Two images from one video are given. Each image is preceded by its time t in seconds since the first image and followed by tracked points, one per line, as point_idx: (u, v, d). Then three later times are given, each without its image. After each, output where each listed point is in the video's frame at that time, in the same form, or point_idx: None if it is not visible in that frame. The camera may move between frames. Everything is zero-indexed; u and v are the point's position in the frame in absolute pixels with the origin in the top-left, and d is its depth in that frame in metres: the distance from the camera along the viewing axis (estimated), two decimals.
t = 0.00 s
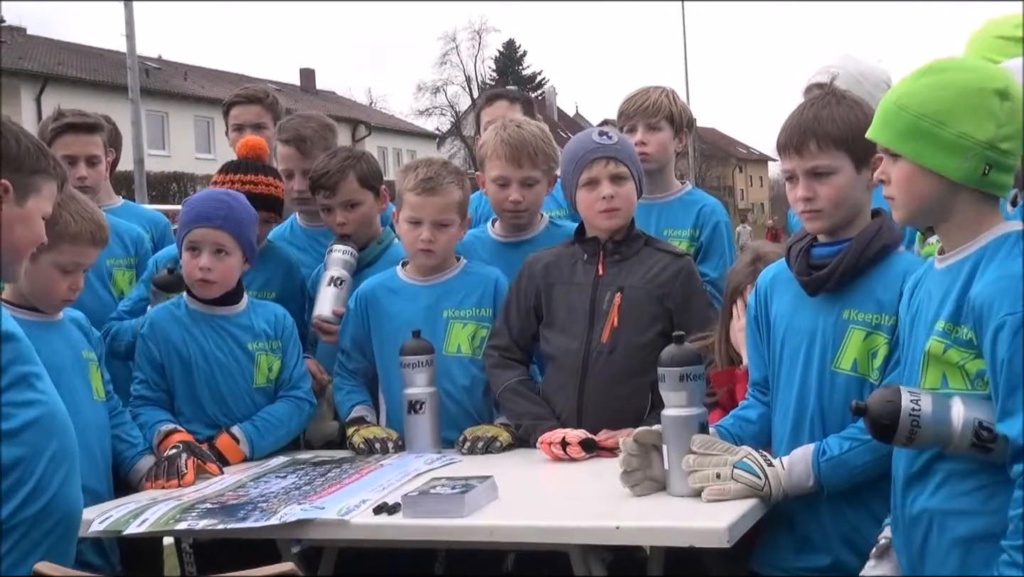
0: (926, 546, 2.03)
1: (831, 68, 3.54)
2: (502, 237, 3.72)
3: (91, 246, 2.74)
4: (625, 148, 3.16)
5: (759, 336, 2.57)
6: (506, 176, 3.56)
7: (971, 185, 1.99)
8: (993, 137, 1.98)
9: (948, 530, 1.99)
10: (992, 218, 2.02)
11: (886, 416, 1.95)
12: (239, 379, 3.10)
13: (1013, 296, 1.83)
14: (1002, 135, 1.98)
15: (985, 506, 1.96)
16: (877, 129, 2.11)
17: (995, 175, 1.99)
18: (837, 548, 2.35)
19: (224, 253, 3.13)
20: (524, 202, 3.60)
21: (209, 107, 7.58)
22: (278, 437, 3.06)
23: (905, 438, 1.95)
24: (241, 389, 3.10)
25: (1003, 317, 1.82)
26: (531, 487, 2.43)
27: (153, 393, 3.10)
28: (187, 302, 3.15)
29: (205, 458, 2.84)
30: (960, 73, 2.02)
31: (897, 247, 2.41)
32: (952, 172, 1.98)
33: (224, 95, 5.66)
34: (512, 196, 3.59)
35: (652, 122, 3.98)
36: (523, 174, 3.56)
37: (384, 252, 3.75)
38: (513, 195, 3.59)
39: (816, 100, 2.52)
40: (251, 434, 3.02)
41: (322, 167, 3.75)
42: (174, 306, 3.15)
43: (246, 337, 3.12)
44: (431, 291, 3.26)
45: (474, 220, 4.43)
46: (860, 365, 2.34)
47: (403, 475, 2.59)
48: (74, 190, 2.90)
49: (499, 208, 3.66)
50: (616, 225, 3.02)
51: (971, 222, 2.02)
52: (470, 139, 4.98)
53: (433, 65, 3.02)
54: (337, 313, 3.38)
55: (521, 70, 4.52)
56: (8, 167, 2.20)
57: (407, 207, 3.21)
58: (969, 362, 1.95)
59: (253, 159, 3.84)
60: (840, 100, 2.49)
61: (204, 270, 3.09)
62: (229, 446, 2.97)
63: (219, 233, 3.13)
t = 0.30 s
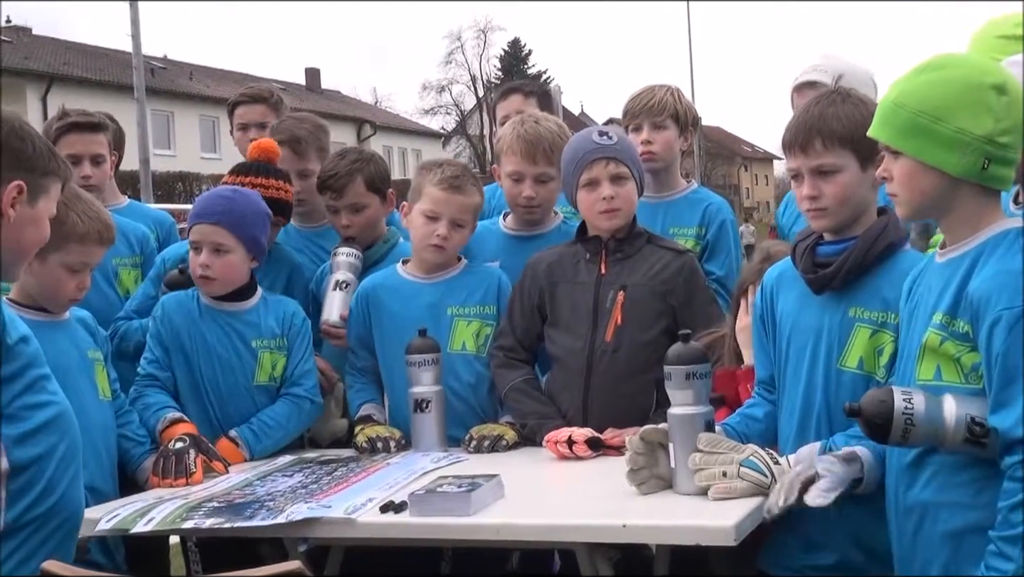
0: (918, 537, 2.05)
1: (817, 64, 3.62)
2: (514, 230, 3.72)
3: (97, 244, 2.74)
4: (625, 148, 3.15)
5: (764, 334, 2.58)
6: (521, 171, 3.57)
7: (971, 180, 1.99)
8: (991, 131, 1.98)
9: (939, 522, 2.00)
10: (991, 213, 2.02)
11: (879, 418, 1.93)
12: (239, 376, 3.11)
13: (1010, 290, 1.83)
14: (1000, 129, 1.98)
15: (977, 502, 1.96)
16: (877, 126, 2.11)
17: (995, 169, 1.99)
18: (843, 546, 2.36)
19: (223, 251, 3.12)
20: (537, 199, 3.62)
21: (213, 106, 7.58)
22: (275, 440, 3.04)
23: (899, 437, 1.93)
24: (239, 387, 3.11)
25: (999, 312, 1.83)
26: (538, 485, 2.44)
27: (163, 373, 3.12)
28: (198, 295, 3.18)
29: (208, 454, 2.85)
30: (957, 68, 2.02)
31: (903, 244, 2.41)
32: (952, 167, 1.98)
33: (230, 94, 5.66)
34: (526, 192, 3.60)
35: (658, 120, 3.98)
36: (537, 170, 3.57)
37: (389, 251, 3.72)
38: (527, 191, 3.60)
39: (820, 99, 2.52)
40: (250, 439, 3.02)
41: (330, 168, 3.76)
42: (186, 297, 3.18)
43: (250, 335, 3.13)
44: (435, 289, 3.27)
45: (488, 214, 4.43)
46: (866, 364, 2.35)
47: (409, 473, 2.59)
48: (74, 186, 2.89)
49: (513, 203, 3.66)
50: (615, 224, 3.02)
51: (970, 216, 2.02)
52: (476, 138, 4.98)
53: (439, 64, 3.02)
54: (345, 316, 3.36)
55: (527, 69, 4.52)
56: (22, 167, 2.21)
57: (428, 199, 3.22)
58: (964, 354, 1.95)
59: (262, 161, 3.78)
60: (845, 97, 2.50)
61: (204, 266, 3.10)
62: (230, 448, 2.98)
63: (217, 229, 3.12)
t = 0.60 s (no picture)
0: (919, 533, 2.04)
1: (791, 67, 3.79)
2: (519, 227, 3.73)
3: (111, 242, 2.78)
4: (625, 145, 3.14)
5: (770, 332, 2.57)
6: (528, 171, 3.57)
7: (974, 177, 1.99)
8: (995, 128, 1.98)
9: (942, 518, 2.00)
10: (996, 210, 2.03)
11: (888, 412, 1.91)
12: (247, 375, 3.11)
13: (1018, 286, 1.83)
14: (1004, 125, 1.98)
15: (983, 497, 1.96)
16: (880, 122, 2.10)
17: (998, 165, 1.99)
18: (850, 543, 2.35)
19: (238, 251, 3.13)
20: (544, 199, 3.62)
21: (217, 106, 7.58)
22: (283, 439, 3.04)
23: (909, 431, 1.92)
24: (247, 386, 3.11)
25: (1010, 308, 1.82)
26: (544, 483, 2.44)
27: (165, 376, 3.14)
28: (207, 295, 3.19)
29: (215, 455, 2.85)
30: (961, 64, 2.02)
31: (909, 240, 2.41)
32: (957, 163, 1.98)
33: (234, 93, 5.66)
34: (532, 192, 3.61)
35: (662, 118, 3.98)
36: (545, 171, 3.57)
37: (394, 249, 3.76)
38: (534, 191, 3.61)
39: (824, 96, 2.52)
40: (257, 437, 3.01)
41: (333, 168, 3.76)
42: (194, 297, 3.18)
43: (258, 334, 3.13)
44: (441, 288, 3.27)
45: (493, 209, 4.39)
46: (872, 361, 2.34)
47: (415, 472, 2.59)
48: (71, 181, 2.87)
49: (519, 203, 3.67)
50: (616, 223, 3.02)
51: (975, 212, 2.02)
52: (480, 137, 4.98)
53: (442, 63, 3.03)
54: (350, 317, 3.36)
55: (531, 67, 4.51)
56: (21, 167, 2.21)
57: (433, 198, 3.22)
58: (972, 352, 1.95)
59: (275, 160, 3.77)
60: (851, 94, 2.50)
61: (217, 266, 3.11)
62: (236, 448, 2.98)
63: (229, 227, 3.13)
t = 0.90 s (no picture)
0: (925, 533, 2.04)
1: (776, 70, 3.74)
2: (521, 228, 3.73)
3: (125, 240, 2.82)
4: (625, 145, 3.13)
5: (772, 331, 2.57)
6: (532, 172, 3.56)
7: (971, 175, 1.99)
8: (992, 126, 1.98)
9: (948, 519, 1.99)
10: (992, 209, 2.02)
11: (928, 454, 1.86)
12: (253, 375, 3.11)
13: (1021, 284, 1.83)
14: (1002, 123, 1.98)
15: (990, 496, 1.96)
16: (879, 119, 2.10)
17: (995, 163, 1.98)
18: (853, 543, 2.36)
19: (246, 247, 3.14)
20: (546, 200, 3.61)
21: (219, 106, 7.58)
22: (287, 440, 3.04)
23: (948, 463, 1.88)
24: (253, 387, 3.11)
25: (1014, 306, 1.82)
26: (547, 483, 2.44)
27: (164, 377, 3.14)
28: (216, 295, 3.19)
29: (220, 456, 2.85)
30: (959, 63, 2.02)
31: (911, 239, 2.41)
32: (954, 161, 1.97)
33: (237, 94, 5.67)
34: (534, 194, 3.60)
35: (662, 117, 3.98)
36: (550, 174, 3.56)
37: (392, 247, 3.75)
38: (536, 193, 3.60)
39: (825, 95, 2.52)
40: (261, 438, 3.01)
41: (332, 167, 3.74)
42: (200, 296, 3.18)
43: (265, 335, 3.13)
44: (442, 287, 3.27)
45: (492, 207, 4.38)
46: (874, 360, 2.34)
47: (418, 471, 2.60)
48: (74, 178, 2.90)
49: (521, 204, 3.66)
50: (616, 223, 3.02)
51: (973, 211, 2.02)
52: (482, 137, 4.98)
53: (443, 62, 3.03)
54: (352, 317, 3.36)
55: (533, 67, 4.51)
56: (15, 165, 2.22)
57: (433, 198, 3.22)
58: (974, 351, 1.94)
59: (275, 159, 3.78)
60: (852, 92, 2.50)
61: (227, 261, 3.11)
62: (240, 449, 2.98)
63: (243, 223, 3.14)
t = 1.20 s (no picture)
0: (922, 532, 2.03)
1: (775, 71, 3.74)
2: (527, 227, 3.73)
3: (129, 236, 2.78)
4: (627, 144, 3.13)
5: (774, 329, 2.57)
6: (535, 175, 3.55)
7: (967, 173, 1.98)
8: (988, 125, 1.97)
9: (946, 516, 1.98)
10: (990, 205, 2.02)
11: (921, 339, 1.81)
12: (257, 376, 3.11)
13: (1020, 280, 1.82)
14: (998, 122, 1.97)
15: (997, 493, 1.91)
16: (875, 117, 2.10)
17: (991, 162, 1.98)
18: (856, 541, 2.35)
19: (241, 248, 3.14)
20: (549, 204, 3.60)
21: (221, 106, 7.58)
22: (289, 441, 3.04)
23: (931, 364, 1.82)
24: (256, 387, 3.11)
25: (1012, 301, 1.81)
26: (549, 481, 2.44)
27: (171, 378, 3.14)
28: (219, 295, 3.20)
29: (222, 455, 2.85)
30: (956, 61, 2.01)
31: (913, 237, 2.41)
32: (950, 160, 1.97)
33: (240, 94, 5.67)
34: (537, 197, 3.59)
35: (663, 115, 3.97)
36: (551, 176, 3.56)
37: (387, 246, 3.78)
38: (539, 195, 3.59)
39: (825, 95, 2.52)
40: (262, 438, 3.01)
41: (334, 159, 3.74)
42: (205, 297, 3.19)
43: (270, 335, 3.13)
44: (443, 287, 3.27)
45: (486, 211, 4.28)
46: (876, 358, 2.34)
47: (420, 470, 2.60)
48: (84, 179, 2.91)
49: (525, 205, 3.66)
50: (617, 224, 3.03)
51: (972, 208, 2.01)
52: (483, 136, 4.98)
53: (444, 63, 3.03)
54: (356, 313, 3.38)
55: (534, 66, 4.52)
56: None
57: (434, 197, 3.22)
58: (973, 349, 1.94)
59: (277, 158, 3.77)
60: (853, 91, 2.50)
61: (221, 263, 3.12)
62: (240, 448, 2.98)
63: (235, 226, 3.14)
